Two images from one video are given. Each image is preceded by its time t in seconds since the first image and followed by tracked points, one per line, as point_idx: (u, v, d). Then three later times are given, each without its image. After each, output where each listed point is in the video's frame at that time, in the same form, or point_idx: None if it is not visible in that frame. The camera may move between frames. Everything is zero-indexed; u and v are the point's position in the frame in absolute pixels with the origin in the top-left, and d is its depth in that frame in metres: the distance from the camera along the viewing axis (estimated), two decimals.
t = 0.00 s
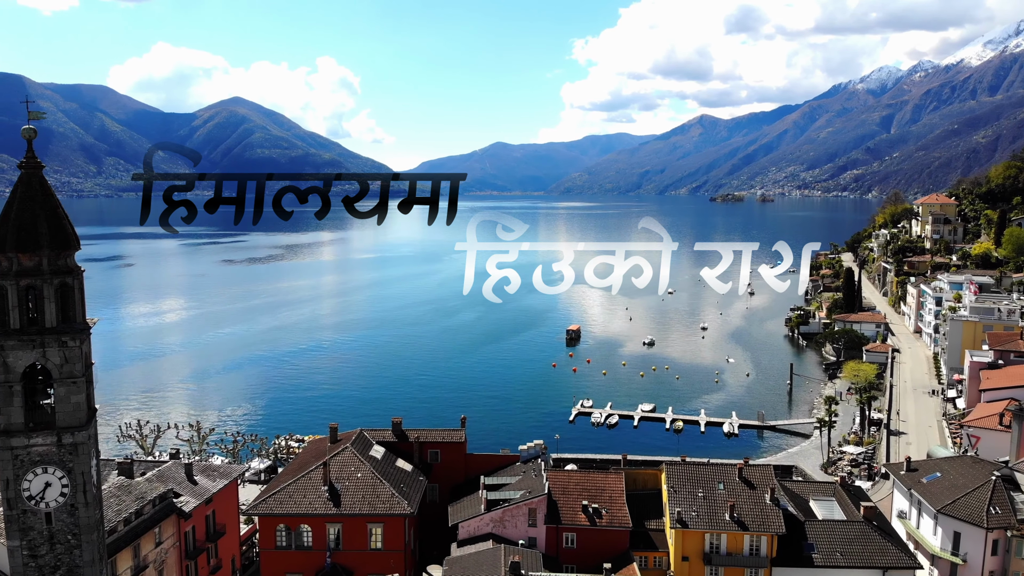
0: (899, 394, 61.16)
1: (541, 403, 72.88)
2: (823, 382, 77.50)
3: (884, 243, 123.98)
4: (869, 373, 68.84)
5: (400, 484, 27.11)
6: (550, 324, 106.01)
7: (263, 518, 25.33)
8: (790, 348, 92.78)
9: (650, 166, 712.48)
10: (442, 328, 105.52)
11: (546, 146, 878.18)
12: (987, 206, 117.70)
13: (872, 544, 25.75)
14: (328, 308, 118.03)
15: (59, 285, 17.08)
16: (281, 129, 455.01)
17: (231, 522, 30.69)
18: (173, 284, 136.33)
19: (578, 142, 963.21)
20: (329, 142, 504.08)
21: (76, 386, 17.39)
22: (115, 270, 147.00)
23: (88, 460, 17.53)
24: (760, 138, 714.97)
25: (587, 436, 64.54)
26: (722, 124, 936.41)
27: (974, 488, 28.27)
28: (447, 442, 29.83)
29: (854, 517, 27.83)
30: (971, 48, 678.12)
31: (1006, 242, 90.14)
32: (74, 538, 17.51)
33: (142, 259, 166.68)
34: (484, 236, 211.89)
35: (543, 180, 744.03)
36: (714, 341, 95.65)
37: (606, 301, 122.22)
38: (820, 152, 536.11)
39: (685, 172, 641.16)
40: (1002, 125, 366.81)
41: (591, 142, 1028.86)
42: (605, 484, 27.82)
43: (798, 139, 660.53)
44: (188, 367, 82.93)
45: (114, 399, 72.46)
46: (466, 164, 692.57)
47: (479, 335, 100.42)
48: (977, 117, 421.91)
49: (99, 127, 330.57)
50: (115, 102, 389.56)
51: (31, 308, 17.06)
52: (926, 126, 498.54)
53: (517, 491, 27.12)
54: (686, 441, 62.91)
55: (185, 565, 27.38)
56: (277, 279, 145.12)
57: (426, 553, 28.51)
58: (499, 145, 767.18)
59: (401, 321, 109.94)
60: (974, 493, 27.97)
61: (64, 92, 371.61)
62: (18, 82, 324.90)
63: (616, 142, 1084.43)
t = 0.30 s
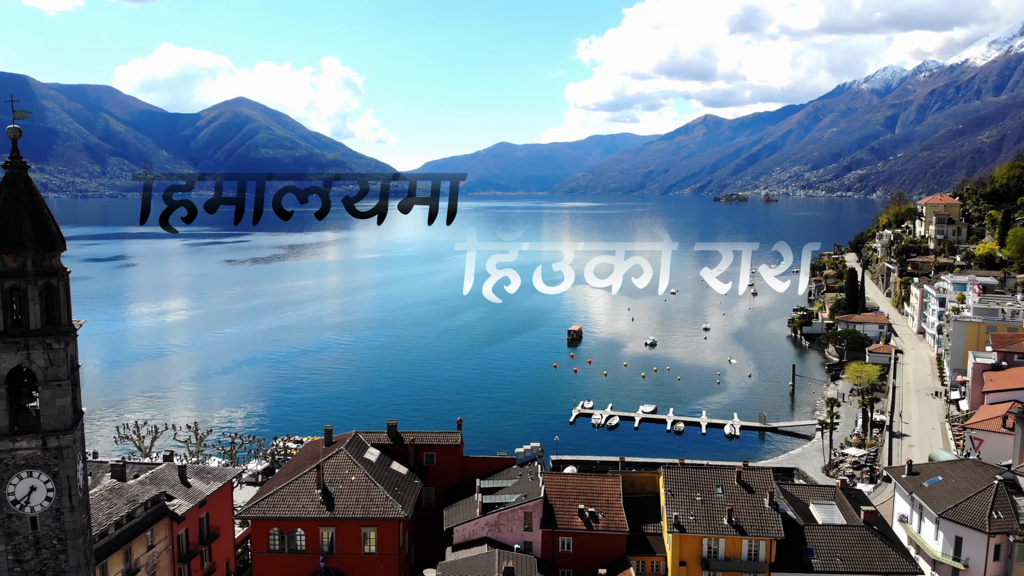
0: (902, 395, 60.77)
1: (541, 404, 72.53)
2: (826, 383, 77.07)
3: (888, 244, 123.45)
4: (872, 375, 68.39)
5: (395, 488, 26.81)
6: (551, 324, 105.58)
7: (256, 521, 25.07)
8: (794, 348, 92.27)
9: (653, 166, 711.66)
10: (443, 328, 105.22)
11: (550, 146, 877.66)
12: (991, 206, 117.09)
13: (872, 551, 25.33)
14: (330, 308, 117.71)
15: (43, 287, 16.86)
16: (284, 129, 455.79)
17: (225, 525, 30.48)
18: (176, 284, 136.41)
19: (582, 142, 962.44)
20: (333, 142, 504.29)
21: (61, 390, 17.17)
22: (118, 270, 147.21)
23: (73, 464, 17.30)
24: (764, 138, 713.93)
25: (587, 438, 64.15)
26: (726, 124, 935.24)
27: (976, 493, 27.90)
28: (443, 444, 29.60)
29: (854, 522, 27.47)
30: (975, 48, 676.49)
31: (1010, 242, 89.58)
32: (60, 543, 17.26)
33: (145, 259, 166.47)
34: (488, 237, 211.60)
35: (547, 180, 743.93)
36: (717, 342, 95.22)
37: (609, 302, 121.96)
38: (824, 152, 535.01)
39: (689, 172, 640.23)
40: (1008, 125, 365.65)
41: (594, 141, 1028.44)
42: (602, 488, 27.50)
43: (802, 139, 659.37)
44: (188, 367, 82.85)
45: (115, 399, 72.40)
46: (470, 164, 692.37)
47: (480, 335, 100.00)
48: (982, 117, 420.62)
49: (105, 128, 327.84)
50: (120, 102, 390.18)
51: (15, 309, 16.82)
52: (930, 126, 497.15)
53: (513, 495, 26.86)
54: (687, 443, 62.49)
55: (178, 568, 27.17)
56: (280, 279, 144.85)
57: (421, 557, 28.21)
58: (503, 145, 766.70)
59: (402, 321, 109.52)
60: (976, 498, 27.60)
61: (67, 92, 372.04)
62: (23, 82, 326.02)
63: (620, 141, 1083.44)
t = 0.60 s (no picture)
0: (905, 398, 60.24)
1: (542, 405, 72.05)
2: (828, 385, 76.55)
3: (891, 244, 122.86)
4: (874, 376, 67.87)
5: (388, 492, 26.47)
6: (553, 325, 105.13)
7: (247, 526, 24.76)
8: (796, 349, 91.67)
9: (657, 166, 710.56)
10: (444, 328, 104.80)
11: (554, 146, 876.81)
12: (995, 207, 116.37)
13: (873, 557, 24.88)
14: (330, 308, 117.29)
15: (24, 289, 16.58)
16: (288, 128, 456.57)
17: (217, 529, 30.17)
18: (179, 284, 136.51)
19: (585, 142, 961.17)
20: (337, 142, 504.80)
21: (44, 393, 16.86)
22: (121, 270, 147.32)
23: (56, 469, 17.01)
24: (769, 138, 712.40)
25: (588, 440, 63.68)
26: (730, 124, 933.67)
27: (979, 498, 27.44)
28: (438, 448, 29.26)
29: (854, 527, 27.02)
30: (980, 47, 674.37)
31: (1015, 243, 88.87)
32: (43, 549, 16.95)
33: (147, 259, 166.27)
34: (492, 237, 211.56)
35: (551, 180, 743.46)
36: (720, 343, 94.76)
37: (612, 302, 121.72)
38: (828, 152, 534.25)
39: (693, 172, 638.97)
40: (1014, 124, 364.20)
41: (598, 141, 1027.68)
42: (598, 493, 27.12)
43: (807, 138, 657.84)
44: (188, 367, 82.59)
45: (114, 398, 72.20)
46: (474, 165, 691.55)
47: (481, 336, 99.57)
48: (987, 117, 419.12)
49: (111, 129, 334.53)
50: (124, 102, 390.99)
51: None
52: (935, 125, 495.66)
53: (508, 499, 26.49)
54: (688, 445, 62.04)
55: (169, 572, 26.86)
56: (282, 279, 144.49)
57: (415, 562, 27.85)
58: (506, 145, 766.28)
59: (403, 322, 109.08)
60: (979, 503, 27.14)
61: (72, 93, 372.69)
62: (29, 82, 327.33)
63: (624, 141, 1081.95)
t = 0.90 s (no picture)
0: (906, 399, 59.85)
1: (540, 406, 71.62)
2: (829, 386, 76.18)
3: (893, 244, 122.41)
4: (875, 377, 67.49)
5: (380, 496, 26.14)
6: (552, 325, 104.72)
7: (237, 531, 24.42)
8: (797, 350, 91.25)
9: (659, 166, 710.18)
10: (443, 328, 104.44)
11: (556, 147, 876.55)
12: (997, 207, 115.86)
13: (872, 562, 24.52)
14: (330, 308, 116.93)
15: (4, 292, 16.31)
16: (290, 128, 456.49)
17: (209, 532, 29.90)
18: (179, 284, 136.33)
19: (587, 142, 960.63)
20: (338, 142, 504.62)
21: (25, 397, 16.57)
22: (121, 270, 147.08)
23: (37, 474, 16.69)
24: (771, 138, 711.59)
25: (586, 441, 63.30)
26: (732, 124, 932.98)
27: (979, 502, 27.08)
28: (431, 452, 28.99)
29: (852, 532, 26.66)
30: (983, 48, 673.31)
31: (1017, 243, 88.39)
32: (24, 555, 16.65)
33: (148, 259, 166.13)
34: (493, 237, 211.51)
35: (552, 180, 743.30)
36: (719, 343, 94.36)
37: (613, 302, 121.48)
38: (830, 152, 533.61)
39: (695, 172, 638.47)
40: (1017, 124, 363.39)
41: (600, 140, 1027.28)
42: (593, 497, 26.78)
43: (809, 138, 657.19)
44: (186, 367, 82.18)
45: (111, 399, 71.81)
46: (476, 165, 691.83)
47: (480, 336, 99.18)
48: (989, 117, 418.17)
49: (113, 129, 333.41)
50: (126, 102, 391.04)
51: None
52: (937, 126, 494.83)
53: (502, 503, 26.17)
54: (687, 446, 61.69)
55: None
56: (282, 279, 144.16)
57: (408, 567, 27.58)
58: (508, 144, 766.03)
59: (402, 322, 108.70)
60: (979, 507, 26.78)
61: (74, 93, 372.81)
62: (31, 82, 327.77)
63: (625, 141, 1080.97)
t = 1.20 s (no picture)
0: (905, 401, 59.39)
1: (538, 407, 71.17)
2: (828, 387, 75.76)
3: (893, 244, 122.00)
4: (874, 378, 67.09)
5: (369, 501, 25.74)
6: (551, 326, 104.26)
7: (223, 536, 24.01)
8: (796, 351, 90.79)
9: (660, 166, 709.80)
10: (441, 329, 104.01)
11: (556, 147, 875.64)
12: (998, 207, 115.45)
13: (868, 569, 24.11)
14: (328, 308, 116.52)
15: None
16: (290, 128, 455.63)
17: (197, 536, 29.49)
18: (177, 284, 135.71)
19: (588, 142, 959.95)
20: (338, 142, 504.05)
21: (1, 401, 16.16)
22: (120, 270, 146.49)
23: (13, 480, 16.25)
24: (771, 138, 711.26)
25: (583, 443, 62.83)
26: (732, 124, 932.56)
27: (978, 508, 26.67)
28: (423, 456, 28.61)
29: (849, 538, 26.24)
30: (983, 47, 672.88)
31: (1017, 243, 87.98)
32: None
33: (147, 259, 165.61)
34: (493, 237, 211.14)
35: (553, 179, 742.94)
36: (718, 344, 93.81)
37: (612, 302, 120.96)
38: (831, 152, 533.17)
39: (695, 172, 637.93)
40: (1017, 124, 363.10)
41: (600, 141, 1026.61)
42: (586, 501, 26.39)
43: (809, 138, 656.83)
44: (181, 368, 81.66)
45: (106, 399, 71.27)
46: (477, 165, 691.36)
47: (478, 336, 98.75)
48: (990, 117, 417.72)
49: (113, 129, 332.57)
50: (126, 102, 390.30)
51: None
52: (938, 126, 494.39)
53: (493, 509, 25.79)
54: (685, 447, 61.28)
55: None
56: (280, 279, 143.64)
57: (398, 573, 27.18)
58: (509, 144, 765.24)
59: (400, 322, 108.32)
60: (978, 513, 26.38)
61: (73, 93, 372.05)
62: (31, 83, 327.31)
63: (625, 140, 1080.38)
